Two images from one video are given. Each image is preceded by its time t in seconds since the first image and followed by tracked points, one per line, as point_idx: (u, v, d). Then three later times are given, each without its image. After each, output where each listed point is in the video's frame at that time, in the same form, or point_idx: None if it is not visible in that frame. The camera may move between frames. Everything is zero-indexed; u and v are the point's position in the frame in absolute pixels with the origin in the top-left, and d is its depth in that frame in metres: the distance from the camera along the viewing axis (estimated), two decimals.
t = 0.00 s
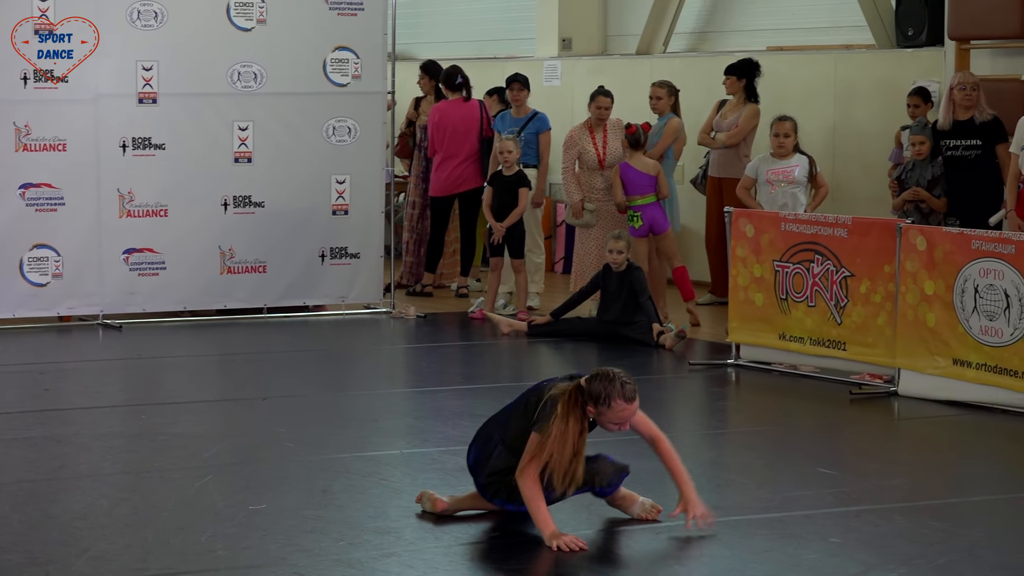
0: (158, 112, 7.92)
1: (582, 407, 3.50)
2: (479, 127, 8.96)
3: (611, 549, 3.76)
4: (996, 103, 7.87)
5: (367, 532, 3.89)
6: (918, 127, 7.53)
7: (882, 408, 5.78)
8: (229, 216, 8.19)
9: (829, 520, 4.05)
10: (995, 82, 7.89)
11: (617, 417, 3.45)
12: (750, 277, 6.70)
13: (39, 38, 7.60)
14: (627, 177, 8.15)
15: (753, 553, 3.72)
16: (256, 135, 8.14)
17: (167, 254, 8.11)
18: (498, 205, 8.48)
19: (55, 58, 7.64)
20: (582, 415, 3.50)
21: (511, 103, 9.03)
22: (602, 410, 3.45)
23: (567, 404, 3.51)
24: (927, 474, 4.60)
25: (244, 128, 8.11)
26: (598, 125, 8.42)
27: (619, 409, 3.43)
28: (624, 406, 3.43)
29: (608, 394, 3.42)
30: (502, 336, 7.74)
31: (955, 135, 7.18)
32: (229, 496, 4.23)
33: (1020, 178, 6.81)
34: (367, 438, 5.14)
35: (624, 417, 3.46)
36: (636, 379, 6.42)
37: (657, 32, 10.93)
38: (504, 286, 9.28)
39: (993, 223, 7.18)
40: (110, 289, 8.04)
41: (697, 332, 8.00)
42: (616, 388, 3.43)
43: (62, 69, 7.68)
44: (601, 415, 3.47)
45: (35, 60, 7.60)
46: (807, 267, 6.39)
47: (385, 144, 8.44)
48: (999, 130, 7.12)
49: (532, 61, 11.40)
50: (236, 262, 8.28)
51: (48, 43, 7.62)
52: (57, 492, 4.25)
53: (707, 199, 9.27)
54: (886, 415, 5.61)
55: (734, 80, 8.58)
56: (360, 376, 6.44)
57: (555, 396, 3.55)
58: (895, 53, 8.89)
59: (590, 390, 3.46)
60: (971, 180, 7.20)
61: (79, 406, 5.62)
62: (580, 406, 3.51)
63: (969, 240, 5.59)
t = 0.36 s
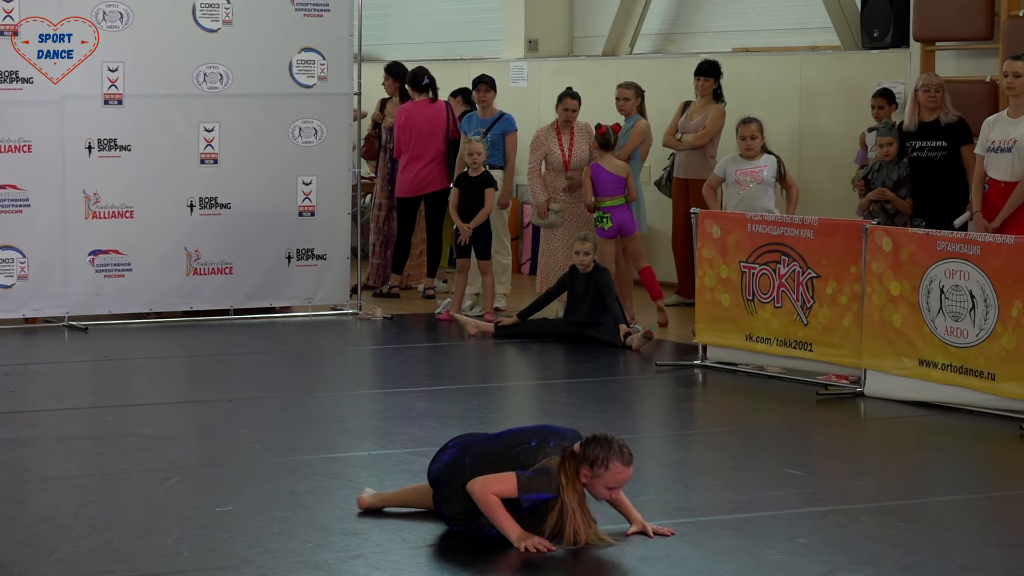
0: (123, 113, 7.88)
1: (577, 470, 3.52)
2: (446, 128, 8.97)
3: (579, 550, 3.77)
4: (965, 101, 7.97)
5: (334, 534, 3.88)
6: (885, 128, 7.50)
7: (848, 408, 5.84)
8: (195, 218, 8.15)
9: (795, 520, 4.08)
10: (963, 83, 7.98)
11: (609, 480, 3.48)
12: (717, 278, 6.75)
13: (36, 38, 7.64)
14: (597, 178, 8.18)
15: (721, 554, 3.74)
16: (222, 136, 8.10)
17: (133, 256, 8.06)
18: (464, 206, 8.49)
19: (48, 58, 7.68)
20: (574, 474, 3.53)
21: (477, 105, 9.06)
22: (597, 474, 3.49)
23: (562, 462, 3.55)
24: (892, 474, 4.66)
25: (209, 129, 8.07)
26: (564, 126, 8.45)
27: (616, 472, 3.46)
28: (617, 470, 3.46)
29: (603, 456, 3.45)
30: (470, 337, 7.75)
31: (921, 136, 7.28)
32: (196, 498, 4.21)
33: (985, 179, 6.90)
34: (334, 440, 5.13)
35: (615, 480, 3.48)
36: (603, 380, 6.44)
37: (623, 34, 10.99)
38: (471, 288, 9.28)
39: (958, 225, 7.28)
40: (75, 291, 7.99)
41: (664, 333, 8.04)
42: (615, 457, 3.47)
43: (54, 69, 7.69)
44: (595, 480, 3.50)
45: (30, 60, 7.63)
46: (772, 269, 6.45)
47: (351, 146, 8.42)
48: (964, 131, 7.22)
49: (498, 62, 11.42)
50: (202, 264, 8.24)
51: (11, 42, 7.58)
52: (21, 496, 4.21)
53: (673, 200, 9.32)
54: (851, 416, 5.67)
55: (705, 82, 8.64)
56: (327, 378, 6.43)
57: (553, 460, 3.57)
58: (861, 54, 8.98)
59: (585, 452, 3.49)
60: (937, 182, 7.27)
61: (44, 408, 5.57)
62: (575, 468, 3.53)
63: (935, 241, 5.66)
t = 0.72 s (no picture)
0: (118, 111, 7.88)
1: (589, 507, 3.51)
2: (440, 126, 8.97)
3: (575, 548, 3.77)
4: (957, 101, 8.00)
5: (330, 531, 3.89)
6: (879, 128, 7.46)
7: (843, 406, 5.85)
8: (190, 215, 8.15)
9: (791, 518, 4.10)
10: (958, 82, 7.99)
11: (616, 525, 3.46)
12: (712, 276, 6.76)
13: (38, 37, 7.64)
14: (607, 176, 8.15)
15: (716, 552, 3.75)
16: (217, 134, 8.10)
17: (128, 253, 8.06)
18: (460, 204, 8.49)
19: (49, 58, 7.68)
20: (585, 510, 3.53)
21: (473, 102, 9.06)
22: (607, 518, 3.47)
23: (578, 498, 3.55)
24: (887, 472, 4.67)
25: (205, 126, 8.07)
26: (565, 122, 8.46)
27: (626, 514, 3.43)
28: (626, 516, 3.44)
29: (616, 497, 3.43)
30: (465, 335, 7.74)
31: (916, 134, 7.30)
32: (191, 496, 4.21)
33: (981, 177, 6.92)
34: (329, 437, 5.13)
35: (624, 525, 3.46)
36: (598, 377, 6.45)
37: (619, 31, 10.99)
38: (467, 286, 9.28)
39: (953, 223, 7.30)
40: (71, 288, 7.99)
41: (659, 330, 8.05)
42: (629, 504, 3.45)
43: (54, 68, 7.70)
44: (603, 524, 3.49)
45: (33, 60, 7.63)
46: (768, 267, 6.46)
47: (347, 143, 8.41)
48: (958, 129, 7.24)
49: (493, 60, 11.42)
50: (197, 262, 8.24)
51: (8, 40, 7.57)
52: (16, 494, 4.21)
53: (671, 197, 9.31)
54: (847, 413, 5.68)
55: (707, 81, 8.56)
56: (323, 376, 6.43)
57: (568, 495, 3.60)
58: (856, 52, 8.98)
59: (595, 492, 3.47)
60: (932, 179, 7.31)
61: (39, 406, 5.57)
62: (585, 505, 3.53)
63: (930, 239, 5.67)
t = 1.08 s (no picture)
0: (117, 111, 7.87)
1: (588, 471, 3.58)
2: (439, 125, 8.95)
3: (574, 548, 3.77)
4: (955, 101, 8.00)
5: (330, 530, 3.89)
6: (874, 129, 7.36)
7: (843, 406, 5.85)
8: (189, 215, 8.14)
9: (791, 518, 4.10)
10: (955, 82, 8.00)
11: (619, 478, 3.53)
12: (712, 276, 6.77)
13: (37, 37, 7.64)
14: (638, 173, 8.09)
15: (715, 552, 3.75)
16: (216, 134, 8.09)
17: (127, 253, 8.06)
18: (459, 204, 8.49)
19: (48, 58, 7.68)
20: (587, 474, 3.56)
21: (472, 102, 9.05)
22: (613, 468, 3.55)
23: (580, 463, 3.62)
24: (886, 472, 4.67)
25: (204, 126, 8.07)
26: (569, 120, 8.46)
27: (616, 447, 3.49)
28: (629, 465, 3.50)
29: (612, 445, 3.49)
30: (464, 335, 7.73)
31: (912, 134, 7.31)
32: (190, 496, 4.21)
33: (981, 177, 6.92)
34: (329, 437, 5.12)
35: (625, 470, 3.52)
36: (598, 377, 6.45)
37: (618, 31, 10.99)
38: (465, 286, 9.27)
39: (952, 223, 7.30)
40: (70, 288, 7.98)
41: (659, 330, 8.05)
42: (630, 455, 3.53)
43: (54, 68, 7.70)
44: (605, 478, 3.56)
45: (32, 60, 7.63)
46: (767, 267, 6.46)
47: (346, 143, 8.41)
48: (955, 128, 7.24)
49: (492, 60, 11.41)
50: (196, 261, 8.23)
51: (7, 39, 7.56)
52: (15, 494, 4.20)
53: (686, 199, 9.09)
54: (847, 414, 5.68)
55: (720, 79, 8.52)
56: (321, 375, 6.42)
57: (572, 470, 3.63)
58: (855, 53, 8.97)
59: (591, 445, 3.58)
60: (930, 179, 7.31)
61: (38, 406, 5.56)
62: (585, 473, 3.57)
63: (929, 239, 5.67)
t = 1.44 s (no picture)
0: (118, 111, 7.88)
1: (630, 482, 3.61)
2: (440, 125, 8.96)
3: (575, 548, 3.77)
4: (955, 101, 8.01)
5: (331, 530, 3.89)
6: (874, 129, 7.38)
7: (844, 406, 5.85)
8: (190, 215, 8.15)
9: (791, 517, 4.09)
10: (955, 82, 8.00)
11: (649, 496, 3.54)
12: (713, 276, 6.77)
13: (38, 37, 7.64)
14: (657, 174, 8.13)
15: (717, 552, 3.74)
16: (217, 134, 8.10)
17: (128, 253, 8.06)
18: (460, 203, 8.49)
19: (49, 58, 7.68)
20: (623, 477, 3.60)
21: (474, 102, 9.06)
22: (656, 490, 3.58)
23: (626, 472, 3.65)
24: (887, 472, 4.67)
25: (205, 126, 8.07)
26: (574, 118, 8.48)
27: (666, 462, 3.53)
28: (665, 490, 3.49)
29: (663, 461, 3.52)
30: (465, 335, 7.74)
31: (912, 134, 7.31)
32: (191, 495, 4.21)
33: (983, 177, 6.92)
34: (329, 436, 5.12)
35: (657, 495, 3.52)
36: (598, 377, 6.45)
37: (619, 31, 10.98)
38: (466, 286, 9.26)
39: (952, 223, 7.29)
40: (71, 288, 7.99)
41: (660, 329, 8.05)
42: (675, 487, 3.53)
43: (55, 68, 7.70)
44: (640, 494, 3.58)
45: (33, 60, 7.63)
46: (768, 266, 6.46)
47: (347, 143, 8.41)
48: (954, 128, 7.24)
49: (493, 60, 11.42)
50: (197, 261, 8.24)
51: (8, 39, 7.57)
52: (15, 494, 4.20)
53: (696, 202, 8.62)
54: (848, 414, 5.68)
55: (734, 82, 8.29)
56: (323, 375, 6.42)
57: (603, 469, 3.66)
58: (857, 52, 8.97)
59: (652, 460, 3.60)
60: (932, 180, 7.30)
61: (39, 406, 5.56)
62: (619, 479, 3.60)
63: (930, 239, 5.67)
